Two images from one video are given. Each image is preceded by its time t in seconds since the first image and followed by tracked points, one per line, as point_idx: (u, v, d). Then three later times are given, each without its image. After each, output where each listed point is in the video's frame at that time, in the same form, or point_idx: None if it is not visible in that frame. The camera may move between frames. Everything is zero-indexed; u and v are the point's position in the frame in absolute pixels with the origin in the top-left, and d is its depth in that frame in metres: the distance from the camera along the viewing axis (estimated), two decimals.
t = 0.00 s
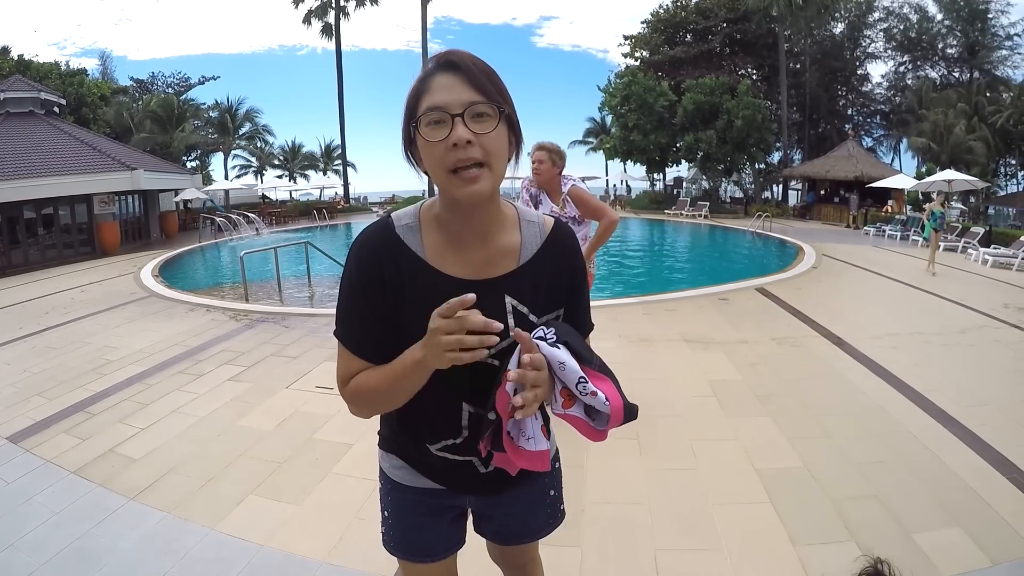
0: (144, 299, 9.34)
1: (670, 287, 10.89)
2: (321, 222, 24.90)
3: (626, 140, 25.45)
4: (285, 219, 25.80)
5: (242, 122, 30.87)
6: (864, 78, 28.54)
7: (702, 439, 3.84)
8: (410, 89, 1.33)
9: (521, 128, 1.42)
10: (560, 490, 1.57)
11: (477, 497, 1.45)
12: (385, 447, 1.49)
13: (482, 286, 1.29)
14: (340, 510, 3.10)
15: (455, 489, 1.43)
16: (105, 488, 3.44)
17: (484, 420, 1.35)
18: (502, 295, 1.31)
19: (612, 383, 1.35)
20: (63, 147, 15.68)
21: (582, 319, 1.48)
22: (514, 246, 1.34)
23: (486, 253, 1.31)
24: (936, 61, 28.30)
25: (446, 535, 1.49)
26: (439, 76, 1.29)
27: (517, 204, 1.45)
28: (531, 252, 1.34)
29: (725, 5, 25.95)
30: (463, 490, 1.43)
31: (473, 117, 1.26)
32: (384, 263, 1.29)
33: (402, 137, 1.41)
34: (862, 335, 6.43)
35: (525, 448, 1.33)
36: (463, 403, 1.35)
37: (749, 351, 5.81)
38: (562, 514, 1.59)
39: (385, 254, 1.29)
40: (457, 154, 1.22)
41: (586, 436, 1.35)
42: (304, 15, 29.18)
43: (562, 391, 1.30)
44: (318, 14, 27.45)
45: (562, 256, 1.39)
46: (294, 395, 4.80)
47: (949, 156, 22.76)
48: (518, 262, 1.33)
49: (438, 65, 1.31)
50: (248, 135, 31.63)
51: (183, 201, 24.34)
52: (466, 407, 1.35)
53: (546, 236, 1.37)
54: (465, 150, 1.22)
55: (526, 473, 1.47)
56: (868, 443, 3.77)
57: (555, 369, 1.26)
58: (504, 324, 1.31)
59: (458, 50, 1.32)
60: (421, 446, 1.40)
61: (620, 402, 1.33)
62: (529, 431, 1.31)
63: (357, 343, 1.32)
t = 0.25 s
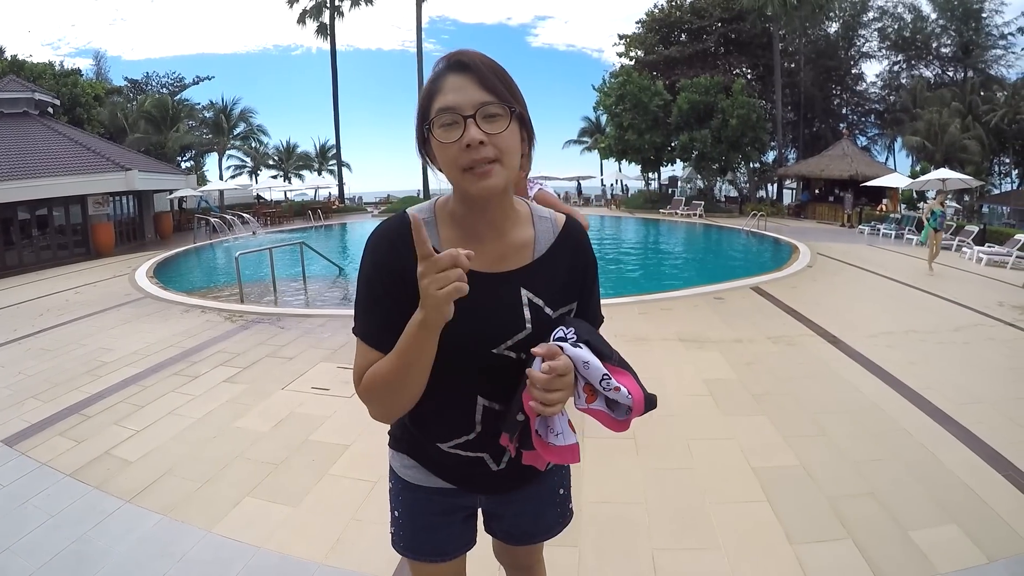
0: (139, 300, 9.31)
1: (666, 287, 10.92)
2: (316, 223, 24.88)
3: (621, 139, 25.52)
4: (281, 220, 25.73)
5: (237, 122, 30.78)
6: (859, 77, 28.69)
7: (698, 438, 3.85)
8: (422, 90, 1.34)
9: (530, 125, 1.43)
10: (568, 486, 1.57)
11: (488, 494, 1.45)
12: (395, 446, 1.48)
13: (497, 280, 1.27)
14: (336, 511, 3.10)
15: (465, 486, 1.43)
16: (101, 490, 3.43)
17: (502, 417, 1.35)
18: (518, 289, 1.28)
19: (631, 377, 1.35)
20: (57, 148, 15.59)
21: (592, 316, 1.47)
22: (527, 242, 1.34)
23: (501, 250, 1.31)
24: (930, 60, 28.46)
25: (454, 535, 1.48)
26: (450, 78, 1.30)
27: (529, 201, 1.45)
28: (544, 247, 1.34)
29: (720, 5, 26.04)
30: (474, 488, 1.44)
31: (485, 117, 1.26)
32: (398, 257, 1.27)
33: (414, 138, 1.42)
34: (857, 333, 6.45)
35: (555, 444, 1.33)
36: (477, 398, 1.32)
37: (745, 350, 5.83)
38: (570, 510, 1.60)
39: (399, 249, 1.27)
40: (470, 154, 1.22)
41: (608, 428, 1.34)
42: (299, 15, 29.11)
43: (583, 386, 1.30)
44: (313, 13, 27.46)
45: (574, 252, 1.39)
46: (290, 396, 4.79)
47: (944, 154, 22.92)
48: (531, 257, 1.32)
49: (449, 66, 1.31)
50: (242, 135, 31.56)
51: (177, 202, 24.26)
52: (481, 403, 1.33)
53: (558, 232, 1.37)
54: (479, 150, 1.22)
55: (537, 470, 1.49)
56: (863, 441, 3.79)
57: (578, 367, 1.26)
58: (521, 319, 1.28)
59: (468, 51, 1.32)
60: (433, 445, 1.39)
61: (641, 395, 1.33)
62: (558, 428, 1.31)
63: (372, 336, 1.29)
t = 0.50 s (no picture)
0: (135, 301, 9.27)
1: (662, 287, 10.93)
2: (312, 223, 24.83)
3: (617, 139, 25.55)
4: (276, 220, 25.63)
5: (232, 122, 30.71)
6: (855, 77, 28.78)
7: (695, 438, 3.85)
8: (441, 89, 1.31)
9: (547, 128, 1.42)
10: (578, 485, 1.57)
11: (500, 493, 1.45)
12: (407, 445, 1.48)
13: (513, 278, 1.26)
14: (333, 512, 3.09)
15: (477, 485, 1.43)
16: (97, 492, 3.42)
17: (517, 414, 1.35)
18: (532, 286, 1.28)
19: (644, 373, 1.34)
20: (52, 148, 15.51)
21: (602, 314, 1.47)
22: (541, 241, 1.33)
23: (516, 248, 1.31)
24: (925, 60, 28.56)
25: (466, 534, 1.48)
26: (469, 78, 1.28)
27: (542, 201, 1.45)
28: (558, 245, 1.34)
29: (716, 5, 26.09)
30: (486, 487, 1.43)
31: (505, 120, 1.24)
32: (414, 255, 1.26)
33: (430, 137, 1.40)
34: (853, 333, 6.47)
35: (573, 442, 1.33)
36: (491, 394, 1.32)
37: (740, 350, 5.84)
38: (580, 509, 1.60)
39: (416, 247, 1.27)
40: (489, 158, 1.21)
41: (623, 424, 1.35)
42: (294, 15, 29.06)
43: (598, 386, 1.30)
44: (308, 13, 27.44)
45: (587, 250, 1.39)
46: (287, 396, 4.78)
47: (939, 155, 23.01)
48: (546, 255, 1.32)
49: (469, 67, 1.30)
50: (238, 136, 31.49)
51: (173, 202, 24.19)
52: (496, 402, 1.33)
53: (572, 232, 1.37)
54: (498, 153, 1.21)
55: (549, 469, 1.49)
56: (860, 440, 3.80)
57: (594, 369, 1.25)
58: (535, 315, 1.28)
59: (489, 51, 1.30)
60: (446, 442, 1.38)
61: (654, 390, 1.33)
62: (575, 427, 1.32)
63: (388, 332, 1.28)
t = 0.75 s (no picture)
0: (128, 302, 9.23)
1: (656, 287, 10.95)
2: (307, 224, 24.78)
3: (611, 139, 25.61)
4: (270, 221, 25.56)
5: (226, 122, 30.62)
6: (848, 76, 28.93)
7: (690, 438, 3.86)
8: (450, 84, 1.30)
9: (555, 128, 1.40)
10: (580, 487, 1.57)
11: (500, 494, 1.44)
12: (408, 444, 1.48)
13: (515, 279, 1.26)
14: (328, 514, 3.08)
15: (477, 487, 1.42)
16: (91, 495, 3.40)
17: (520, 417, 1.34)
18: (535, 287, 1.27)
19: (648, 376, 1.34)
20: (45, 149, 15.42)
21: (604, 316, 1.46)
22: (545, 240, 1.33)
23: (519, 248, 1.30)
24: (918, 60, 28.73)
25: (466, 534, 1.48)
26: (479, 74, 1.27)
27: (547, 201, 1.44)
28: (562, 246, 1.33)
29: (710, 5, 26.18)
30: (486, 488, 1.43)
31: (514, 118, 1.23)
32: (417, 255, 1.26)
33: (436, 133, 1.38)
34: (847, 332, 6.50)
35: (577, 446, 1.33)
36: (493, 396, 1.32)
37: (735, 349, 5.85)
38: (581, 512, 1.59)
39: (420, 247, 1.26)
40: (498, 153, 1.20)
41: (627, 426, 1.35)
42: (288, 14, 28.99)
43: (603, 389, 1.29)
44: (302, 13, 27.41)
45: (590, 252, 1.39)
46: (281, 398, 4.77)
47: (932, 154, 23.16)
48: (549, 255, 1.32)
49: (480, 63, 1.28)
50: (232, 136, 31.40)
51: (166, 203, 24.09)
52: (498, 404, 1.32)
53: (576, 232, 1.37)
54: (506, 150, 1.20)
55: (551, 471, 1.48)
56: (855, 439, 3.81)
57: (599, 373, 1.25)
58: (537, 316, 1.27)
59: (501, 49, 1.29)
60: (446, 443, 1.38)
61: (658, 393, 1.33)
62: (580, 431, 1.31)
63: (391, 331, 1.28)
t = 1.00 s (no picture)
0: (122, 303, 9.18)
1: (651, 286, 10.96)
2: (301, 224, 24.71)
3: (605, 139, 25.63)
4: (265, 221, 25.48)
5: (220, 122, 30.50)
6: (842, 76, 29.04)
7: (685, 438, 3.86)
8: (445, 81, 1.29)
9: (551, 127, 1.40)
10: (573, 495, 1.56)
11: (490, 500, 1.44)
12: (399, 446, 1.48)
13: (507, 280, 1.25)
14: (323, 515, 3.07)
15: (467, 491, 1.42)
16: (84, 497, 3.38)
17: (509, 421, 1.33)
18: (527, 289, 1.27)
19: (640, 383, 1.34)
20: (38, 149, 15.32)
21: (599, 319, 1.45)
22: (539, 241, 1.33)
23: (514, 248, 1.30)
24: (913, 60, 28.87)
25: (455, 539, 1.47)
26: (477, 72, 1.26)
27: (541, 200, 1.44)
28: (556, 246, 1.33)
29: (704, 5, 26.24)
30: (476, 493, 1.42)
31: (511, 117, 1.23)
32: (409, 257, 1.25)
33: (430, 129, 1.37)
34: (842, 331, 6.52)
35: (562, 451, 1.32)
36: (482, 399, 1.32)
37: (729, 349, 5.87)
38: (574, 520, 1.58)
39: (412, 248, 1.26)
40: (495, 154, 1.20)
41: (617, 433, 1.34)
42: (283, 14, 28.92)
43: (591, 393, 1.29)
44: (297, 12, 27.35)
45: (585, 253, 1.38)
46: (275, 399, 4.75)
47: (926, 153, 23.28)
48: (543, 256, 1.32)
49: (476, 60, 1.28)
50: (226, 136, 31.29)
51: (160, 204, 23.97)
52: (487, 407, 1.32)
53: (571, 233, 1.37)
54: (503, 151, 1.20)
55: (542, 476, 1.47)
56: (850, 438, 3.83)
57: (586, 376, 1.24)
58: (529, 318, 1.27)
59: (498, 45, 1.28)
60: (435, 446, 1.38)
61: (648, 400, 1.32)
62: (565, 435, 1.31)
63: (380, 333, 1.28)
